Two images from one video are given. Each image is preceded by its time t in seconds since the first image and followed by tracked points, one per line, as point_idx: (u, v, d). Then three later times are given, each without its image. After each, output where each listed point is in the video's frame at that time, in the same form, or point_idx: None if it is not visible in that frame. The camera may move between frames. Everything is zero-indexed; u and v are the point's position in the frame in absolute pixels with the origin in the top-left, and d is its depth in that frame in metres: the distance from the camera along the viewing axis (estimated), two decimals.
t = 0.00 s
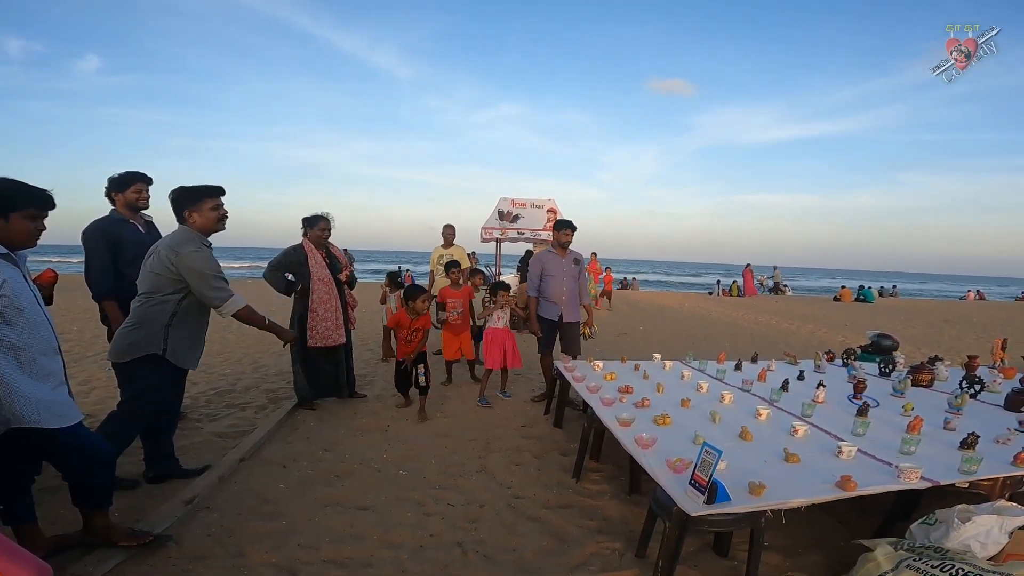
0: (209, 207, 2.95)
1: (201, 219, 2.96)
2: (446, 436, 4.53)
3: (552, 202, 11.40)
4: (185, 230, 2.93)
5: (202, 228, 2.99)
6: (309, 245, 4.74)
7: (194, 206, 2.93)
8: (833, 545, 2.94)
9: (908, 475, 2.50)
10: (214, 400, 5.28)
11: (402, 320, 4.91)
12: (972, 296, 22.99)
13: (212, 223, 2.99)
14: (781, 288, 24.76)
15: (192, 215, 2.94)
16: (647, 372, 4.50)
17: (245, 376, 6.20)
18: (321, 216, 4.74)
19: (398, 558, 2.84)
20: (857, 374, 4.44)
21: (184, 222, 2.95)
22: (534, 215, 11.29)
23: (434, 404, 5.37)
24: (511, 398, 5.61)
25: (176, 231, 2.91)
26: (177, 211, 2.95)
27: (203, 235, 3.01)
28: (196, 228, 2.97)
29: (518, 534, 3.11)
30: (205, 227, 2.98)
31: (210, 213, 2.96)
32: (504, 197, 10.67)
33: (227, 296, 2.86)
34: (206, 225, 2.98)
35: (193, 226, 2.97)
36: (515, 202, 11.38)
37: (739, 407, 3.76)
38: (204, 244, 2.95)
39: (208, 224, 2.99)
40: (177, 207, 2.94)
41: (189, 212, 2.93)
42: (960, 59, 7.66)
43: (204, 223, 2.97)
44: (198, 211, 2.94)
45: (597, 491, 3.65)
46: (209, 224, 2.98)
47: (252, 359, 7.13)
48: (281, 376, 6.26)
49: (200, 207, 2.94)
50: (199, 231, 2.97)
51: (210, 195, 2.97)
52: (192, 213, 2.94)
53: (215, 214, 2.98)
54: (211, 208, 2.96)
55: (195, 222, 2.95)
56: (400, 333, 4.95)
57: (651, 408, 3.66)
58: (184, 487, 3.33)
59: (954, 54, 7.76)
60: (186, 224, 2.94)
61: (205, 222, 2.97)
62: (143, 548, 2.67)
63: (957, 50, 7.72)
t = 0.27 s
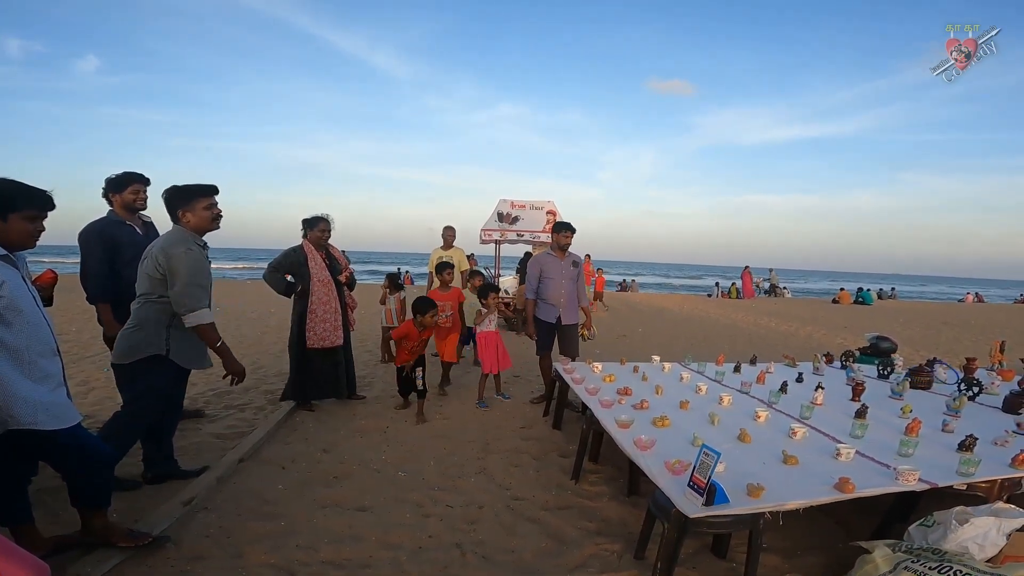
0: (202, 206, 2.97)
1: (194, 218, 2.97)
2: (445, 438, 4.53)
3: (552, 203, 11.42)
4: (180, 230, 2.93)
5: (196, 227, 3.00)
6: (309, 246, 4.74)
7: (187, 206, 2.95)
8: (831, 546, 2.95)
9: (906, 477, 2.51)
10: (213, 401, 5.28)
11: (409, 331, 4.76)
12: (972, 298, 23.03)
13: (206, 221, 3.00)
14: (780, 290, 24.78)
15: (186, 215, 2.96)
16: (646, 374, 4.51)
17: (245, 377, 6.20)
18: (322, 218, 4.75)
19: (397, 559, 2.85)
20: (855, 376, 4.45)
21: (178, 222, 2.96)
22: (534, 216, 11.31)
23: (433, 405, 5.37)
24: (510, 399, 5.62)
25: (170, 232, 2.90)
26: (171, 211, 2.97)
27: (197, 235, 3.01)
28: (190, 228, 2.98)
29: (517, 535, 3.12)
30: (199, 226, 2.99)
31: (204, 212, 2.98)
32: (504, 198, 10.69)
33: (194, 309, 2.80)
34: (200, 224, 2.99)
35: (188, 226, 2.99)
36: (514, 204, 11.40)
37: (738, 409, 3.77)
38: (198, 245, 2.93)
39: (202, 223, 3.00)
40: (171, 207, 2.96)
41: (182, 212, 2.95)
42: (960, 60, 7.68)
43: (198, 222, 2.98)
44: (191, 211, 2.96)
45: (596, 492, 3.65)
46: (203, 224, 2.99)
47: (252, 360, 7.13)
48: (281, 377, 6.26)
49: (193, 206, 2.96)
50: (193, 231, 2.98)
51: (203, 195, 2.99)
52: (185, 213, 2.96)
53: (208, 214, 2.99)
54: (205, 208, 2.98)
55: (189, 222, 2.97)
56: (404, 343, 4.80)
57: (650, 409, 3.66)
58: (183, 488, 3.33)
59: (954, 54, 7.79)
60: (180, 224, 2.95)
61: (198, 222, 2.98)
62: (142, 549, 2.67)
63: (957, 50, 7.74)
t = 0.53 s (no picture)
0: (197, 205, 2.97)
1: (190, 217, 2.97)
2: (445, 438, 4.53)
3: (552, 204, 11.43)
4: (178, 230, 2.94)
5: (192, 226, 3.00)
6: (310, 246, 4.75)
7: (183, 205, 2.95)
8: (832, 548, 2.94)
9: (906, 478, 2.51)
10: (214, 401, 5.28)
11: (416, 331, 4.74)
12: (973, 300, 22.99)
13: (202, 220, 3.00)
14: (781, 291, 24.76)
15: (181, 214, 2.96)
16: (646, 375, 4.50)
17: (245, 377, 6.20)
18: (322, 218, 4.76)
19: (397, 560, 2.84)
20: (856, 378, 4.45)
21: (174, 221, 2.96)
22: (535, 216, 11.31)
23: (434, 406, 5.37)
24: (510, 400, 5.62)
25: (165, 233, 2.90)
26: (167, 210, 2.97)
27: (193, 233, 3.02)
28: (186, 227, 2.98)
29: (517, 536, 3.11)
30: (195, 225, 2.99)
31: (200, 211, 2.98)
32: (504, 199, 10.69)
33: (165, 309, 2.75)
34: (196, 223, 3.00)
35: (184, 225, 2.99)
36: (515, 204, 11.41)
37: (739, 410, 3.76)
38: (193, 245, 2.93)
39: (198, 222, 3.01)
40: (167, 207, 2.96)
41: (177, 211, 2.94)
42: (960, 60, 7.69)
43: (194, 221, 2.98)
44: (187, 210, 2.96)
45: (596, 493, 3.65)
46: (199, 222, 2.99)
47: (252, 360, 7.13)
48: (281, 377, 6.26)
49: (188, 205, 2.96)
50: (190, 230, 2.99)
51: (199, 194, 2.99)
52: (180, 211, 2.95)
53: (205, 212, 2.99)
54: (200, 206, 2.98)
55: (185, 221, 2.97)
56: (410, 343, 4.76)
57: (650, 410, 3.66)
58: (184, 488, 3.34)
59: (954, 55, 7.79)
60: (175, 223, 2.95)
61: (194, 220, 2.99)
62: (142, 549, 2.67)
63: (957, 50, 7.74)
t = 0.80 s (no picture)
0: (190, 201, 2.95)
1: (182, 214, 2.95)
2: (445, 437, 4.53)
3: (552, 203, 11.42)
4: (171, 227, 2.93)
5: (185, 223, 2.98)
6: (310, 244, 4.75)
7: (175, 201, 2.93)
8: (832, 548, 2.94)
9: (906, 478, 2.50)
10: (214, 399, 5.29)
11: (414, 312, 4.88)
12: (973, 300, 22.99)
13: (195, 217, 2.98)
14: (781, 290, 24.75)
15: (174, 210, 2.94)
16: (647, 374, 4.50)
17: (245, 376, 6.20)
18: (322, 216, 4.76)
19: (396, 559, 2.84)
20: (856, 377, 4.45)
21: (167, 218, 2.95)
22: (535, 215, 11.31)
23: (434, 404, 5.37)
24: (510, 399, 5.62)
25: (156, 230, 2.86)
26: (159, 208, 2.95)
27: (187, 230, 3.00)
28: (179, 223, 2.96)
29: (516, 534, 3.12)
30: (189, 222, 2.98)
31: (193, 208, 2.96)
32: (504, 198, 10.68)
33: (156, 307, 2.75)
34: (189, 220, 2.98)
35: (177, 222, 2.97)
36: (515, 203, 11.39)
37: (739, 409, 3.76)
38: (183, 240, 2.90)
39: (192, 218, 2.99)
40: (159, 204, 2.93)
41: (169, 208, 2.93)
42: (960, 60, 7.67)
43: (187, 217, 2.97)
44: (179, 207, 2.94)
45: (596, 492, 3.65)
46: (192, 218, 2.97)
47: (253, 359, 7.13)
48: (282, 375, 6.26)
49: (180, 202, 2.94)
50: (182, 226, 2.96)
51: (190, 190, 2.97)
52: (172, 208, 2.94)
53: (197, 209, 2.97)
54: (192, 202, 2.96)
55: (178, 218, 2.95)
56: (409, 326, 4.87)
57: (650, 409, 3.66)
58: (184, 486, 3.34)
59: (954, 55, 7.77)
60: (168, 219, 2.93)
61: (187, 217, 2.97)
62: (142, 547, 2.67)
63: (957, 50, 7.72)
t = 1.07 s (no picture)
0: (177, 199, 2.92)
1: (169, 212, 2.92)
2: (444, 436, 4.52)
3: (552, 201, 11.42)
4: (157, 225, 2.89)
5: (171, 222, 2.94)
6: (308, 244, 4.74)
7: (161, 199, 2.90)
8: (831, 545, 2.95)
9: (905, 475, 2.51)
10: (213, 398, 5.28)
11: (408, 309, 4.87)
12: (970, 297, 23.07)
13: (182, 216, 2.96)
14: (779, 288, 24.79)
15: (160, 209, 2.90)
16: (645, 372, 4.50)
17: (244, 375, 6.19)
18: (321, 215, 4.75)
19: (396, 558, 2.84)
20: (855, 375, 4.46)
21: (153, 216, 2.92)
22: (534, 214, 11.31)
23: (434, 403, 5.37)
24: (509, 397, 5.62)
25: (143, 230, 2.85)
26: (146, 206, 2.92)
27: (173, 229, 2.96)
28: (165, 222, 2.93)
29: (516, 533, 3.11)
30: (174, 221, 2.94)
31: (179, 206, 2.93)
32: (504, 196, 10.66)
33: (148, 306, 2.74)
34: (175, 218, 2.94)
35: (163, 220, 2.93)
36: (514, 201, 11.38)
37: (738, 407, 3.77)
38: (169, 238, 2.88)
39: (178, 217, 2.95)
40: (146, 203, 2.91)
41: (156, 206, 2.89)
42: (960, 60, 7.67)
43: (173, 216, 2.93)
44: (165, 205, 2.90)
45: (595, 491, 3.65)
46: (178, 217, 2.94)
47: (251, 358, 7.12)
48: (280, 375, 6.25)
49: (167, 200, 2.90)
50: (169, 225, 2.93)
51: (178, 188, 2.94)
52: (159, 207, 2.90)
53: (184, 208, 2.95)
54: (179, 201, 2.93)
55: (163, 216, 2.91)
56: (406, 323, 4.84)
57: (649, 407, 3.66)
58: (183, 486, 3.33)
59: (953, 55, 7.78)
60: (154, 217, 2.90)
61: (174, 215, 2.93)
62: (141, 548, 2.66)
63: (957, 50, 7.73)
